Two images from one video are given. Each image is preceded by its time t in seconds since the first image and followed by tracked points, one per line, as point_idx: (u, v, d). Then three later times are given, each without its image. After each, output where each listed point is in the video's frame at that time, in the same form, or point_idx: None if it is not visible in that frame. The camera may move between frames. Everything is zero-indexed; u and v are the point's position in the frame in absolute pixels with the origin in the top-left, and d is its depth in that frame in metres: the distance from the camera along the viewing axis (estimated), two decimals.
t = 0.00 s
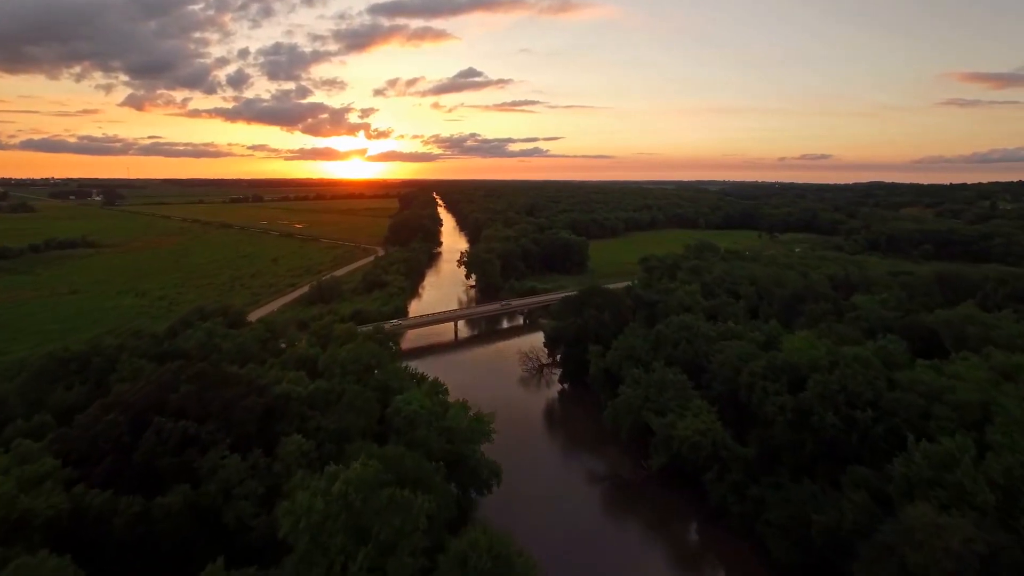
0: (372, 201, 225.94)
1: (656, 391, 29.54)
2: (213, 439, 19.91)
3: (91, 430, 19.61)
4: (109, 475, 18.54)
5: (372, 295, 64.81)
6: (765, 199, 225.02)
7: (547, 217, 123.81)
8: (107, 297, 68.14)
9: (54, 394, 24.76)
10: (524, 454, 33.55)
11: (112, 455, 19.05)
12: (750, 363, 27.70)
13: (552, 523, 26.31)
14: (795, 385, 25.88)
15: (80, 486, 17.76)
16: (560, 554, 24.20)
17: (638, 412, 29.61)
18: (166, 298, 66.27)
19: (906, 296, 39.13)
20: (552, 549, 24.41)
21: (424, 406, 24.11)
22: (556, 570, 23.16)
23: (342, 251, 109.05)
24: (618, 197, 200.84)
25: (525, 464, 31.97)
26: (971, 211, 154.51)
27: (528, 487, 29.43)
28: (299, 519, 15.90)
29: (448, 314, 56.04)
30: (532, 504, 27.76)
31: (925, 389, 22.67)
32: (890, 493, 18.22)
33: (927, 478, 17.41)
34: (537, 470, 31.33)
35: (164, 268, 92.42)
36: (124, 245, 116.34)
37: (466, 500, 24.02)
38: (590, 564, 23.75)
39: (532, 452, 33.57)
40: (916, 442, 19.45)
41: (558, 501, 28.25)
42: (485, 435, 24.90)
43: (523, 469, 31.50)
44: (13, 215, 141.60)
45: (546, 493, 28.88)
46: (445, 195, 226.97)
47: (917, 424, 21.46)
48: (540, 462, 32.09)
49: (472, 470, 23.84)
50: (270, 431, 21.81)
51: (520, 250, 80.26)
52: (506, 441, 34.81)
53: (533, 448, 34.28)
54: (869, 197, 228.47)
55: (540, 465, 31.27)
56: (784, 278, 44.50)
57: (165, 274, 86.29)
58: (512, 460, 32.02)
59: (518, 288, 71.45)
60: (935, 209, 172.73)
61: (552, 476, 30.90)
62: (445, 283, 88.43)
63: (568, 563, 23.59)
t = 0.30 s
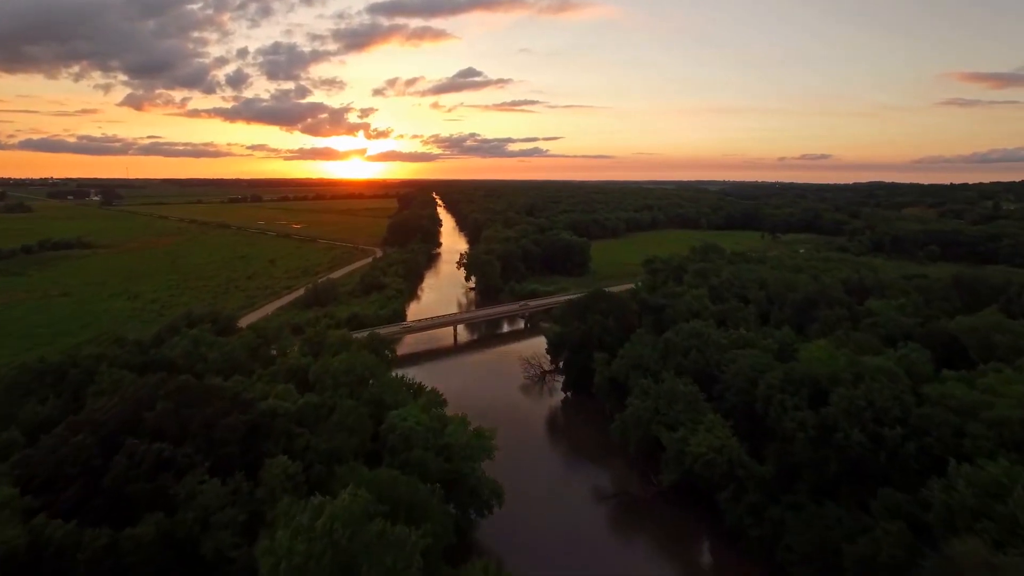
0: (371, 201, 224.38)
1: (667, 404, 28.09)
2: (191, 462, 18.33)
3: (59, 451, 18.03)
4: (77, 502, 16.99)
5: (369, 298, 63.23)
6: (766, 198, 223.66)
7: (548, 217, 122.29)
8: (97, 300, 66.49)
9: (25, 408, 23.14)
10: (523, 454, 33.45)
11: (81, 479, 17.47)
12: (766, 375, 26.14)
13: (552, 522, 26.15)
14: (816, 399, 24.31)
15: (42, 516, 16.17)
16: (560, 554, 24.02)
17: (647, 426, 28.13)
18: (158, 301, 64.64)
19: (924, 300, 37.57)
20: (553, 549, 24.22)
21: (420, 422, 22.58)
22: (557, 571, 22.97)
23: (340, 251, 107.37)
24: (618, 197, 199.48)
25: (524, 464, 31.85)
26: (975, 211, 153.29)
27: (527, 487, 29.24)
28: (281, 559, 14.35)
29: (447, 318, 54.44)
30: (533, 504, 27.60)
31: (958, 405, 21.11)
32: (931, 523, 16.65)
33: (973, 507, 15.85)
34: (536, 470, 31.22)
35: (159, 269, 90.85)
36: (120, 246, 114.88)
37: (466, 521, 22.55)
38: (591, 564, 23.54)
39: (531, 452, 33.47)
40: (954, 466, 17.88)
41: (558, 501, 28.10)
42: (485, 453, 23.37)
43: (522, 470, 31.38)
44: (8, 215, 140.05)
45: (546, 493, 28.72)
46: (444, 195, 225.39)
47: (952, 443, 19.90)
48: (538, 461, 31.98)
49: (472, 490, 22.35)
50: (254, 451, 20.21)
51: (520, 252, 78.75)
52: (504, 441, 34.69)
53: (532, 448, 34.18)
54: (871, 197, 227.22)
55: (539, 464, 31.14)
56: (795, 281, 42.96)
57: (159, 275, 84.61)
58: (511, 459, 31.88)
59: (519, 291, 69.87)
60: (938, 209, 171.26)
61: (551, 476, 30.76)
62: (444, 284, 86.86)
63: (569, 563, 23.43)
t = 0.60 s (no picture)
0: (370, 201, 222.64)
1: (678, 418, 26.62)
2: (165, 490, 16.68)
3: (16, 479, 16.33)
4: (35, 537, 15.33)
5: (366, 302, 61.62)
6: (768, 199, 222.17)
7: (548, 218, 120.76)
8: (88, 303, 64.79)
9: None
10: (523, 455, 33.84)
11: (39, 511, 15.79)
12: (785, 389, 24.54)
13: (552, 521, 26.52)
14: (840, 415, 22.71)
15: None
16: (560, 552, 24.36)
17: (657, 442, 26.61)
18: (149, 305, 62.99)
19: (943, 305, 36.02)
20: (553, 548, 24.55)
21: (417, 442, 21.02)
22: (556, 570, 23.29)
23: (337, 252, 105.79)
24: (619, 197, 197.89)
25: (523, 465, 32.26)
26: (978, 211, 151.97)
27: (528, 488, 29.63)
28: None
29: (446, 323, 52.81)
30: (533, 503, 28.01)
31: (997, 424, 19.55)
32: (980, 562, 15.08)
33: None
34: (536, 471, 31.63)
35: (153, 271, 89.13)
36: (114, 247, 113.10)
37: (465, 547, 21.04)
38: (590, 564, 23.81)
39: (531, 453, 33.87)
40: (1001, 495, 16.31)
41: (558, 501, 28.49)
42: (485, 473, 21.85)
43: (522, 471, 31.78)
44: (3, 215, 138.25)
45: (546, 494, 29.09)
46: (444, 195, 223.78)
47: (993, 467, 18.33)
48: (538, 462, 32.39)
49: (472, 514, 20.84)
50: (235, 475, 18.61)
51: (521, 253, 77.22)
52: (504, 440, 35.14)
53: (531, 448, 34.60)
54: (872, 197, 225.98)
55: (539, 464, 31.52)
56: (807, 286, 41.41)
57: (152, 277, 82.95)
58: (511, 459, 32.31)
59: (520, 293, 68.32)
60: (941, 209, 170.05)
61: (551, 477, 31.17)
62: (444, 286, 85.25)
63: (568, 562, 23.77)
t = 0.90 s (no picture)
0: (369, 202, 220.82)
1: (692, 434, 25.13)
2: (132, 526, 15.03)
3: None
4: None
5: (364, 305, 59.96)
6: (770, 198, 220.34)
7: (550, 219, 119.05)
8: (77, 307, 63.11)
9: None
10: (523, 454, 34.44)
11: None
12: (808, 405, 22.93)
13: (551, 521, 26.94)
14: (869, 434, 21.08)
15: None
16: (560, 552, 24.67)
17: (671, 462, 24.88)
18: (141, 309, 61.37)
19: (966, 313, 34.38)
20: (552, 547, 24.90)
21: (413, 465, 19.45)
22: (556, 569, 23.57)
23: (335, 254, 104.12)
24: (620, 197, 196.13)
25: (523, 465, 32.83)
26: (983, 211, 150.29)
27: (528, 489, 30.13)
28: None
29: (445, 328, 51.14)
30: (533, 504, 28.46)
31: None
32: None
33: None
34: (535, 471, 32.18)
35: (147, 273, 87.42)
36: (109, 248, 111.43)
37: None
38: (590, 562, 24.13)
39: (531, 452, 34.36)
40: None
41: (557, 501, 28.95)
42: (487, 498, 20.24)
43: (522, 472, 32.32)
44: None
45: (546, 494, 29.58)
46: (443, 195, 221.88)
47: None
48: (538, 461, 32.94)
49: (472, 544, 19.23)
50: (213, 503, 17.04)
51: (523, 255, 75.58)
52: (504, 438, 35.74)
53: (530, 446, 35.15)
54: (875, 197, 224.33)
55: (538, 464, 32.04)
56: (821, 291, 39.78)
57: (145, 279, 81.21)
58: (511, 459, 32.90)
59: (521, 297, 66.62)
60: (945, 210, 168.28)
61: (551, 477, 31.67)
62: (443, 289, 83.57)
63: (567, 561, 24.12)
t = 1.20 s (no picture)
0: (368, 202, 219.14)
1: (709, 452, 23.56)
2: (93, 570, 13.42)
3: None
4: None
5: (361, 309, 58.26)
6: (771, 199, 218.85)
7: (551, 219, 117.42)
8: (67, 310, 61.55)
9: None
10: (522, 452, 34.67)
11: None
12: (837, 423, 21.22)
13: (551, 521, 27.11)
14: (905, 457, 19.43)
15: None
16: (560, 552, 24.81)
17: (687, 482, 23.29)
18: (132, 313, 59.84)
19: (991, 320, 32.76)
20: (553, 547, 25.08)
21: (410, 493, 17.84)
22: (556, 569, 23.70)
23: (333, 255, 102.53)
24: (621, 197, 194.51)
25: (522, 463, 33.05)
26: (987, 211, 149.05)
27: (528, 489, 30.33)
28: None
29: (445, 333, 49.39)
30: (533, 504, 28.64)
31: None
32: None
33: None
34: (535, 470, 32.38)
35: (141, 275, 85.68)
36: (104, 249, 109.69)
37: None
38: (590, 563, 24.29)
39: (530, 450, 34.51)
40: None
41: (556, 501, 29.15)
42: (492, 527, 18.63)
43: (522, 471, 32.52)
44: None
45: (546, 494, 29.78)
46: (443, 195, 220.36)
47: None
48: (537, 459, 33.13)
49: None
50: (187, 539, 15.43)
51: (524, 256, 73.93)
52: (504, 436, 35.92)
53: (529, 444, 35.33)
54: (878, 197, 222.94)
55: (538, 464, 32.23)
56: (837, 295, 38.16)
57: (138, 281, 79.51)
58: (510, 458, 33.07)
59: (523, 300, 64.97)
60: (949, 210, 166.80)
61: (550, 476, 31.87)
62: (443, 290, 81.89)
63: (567, 561, 24.29)
